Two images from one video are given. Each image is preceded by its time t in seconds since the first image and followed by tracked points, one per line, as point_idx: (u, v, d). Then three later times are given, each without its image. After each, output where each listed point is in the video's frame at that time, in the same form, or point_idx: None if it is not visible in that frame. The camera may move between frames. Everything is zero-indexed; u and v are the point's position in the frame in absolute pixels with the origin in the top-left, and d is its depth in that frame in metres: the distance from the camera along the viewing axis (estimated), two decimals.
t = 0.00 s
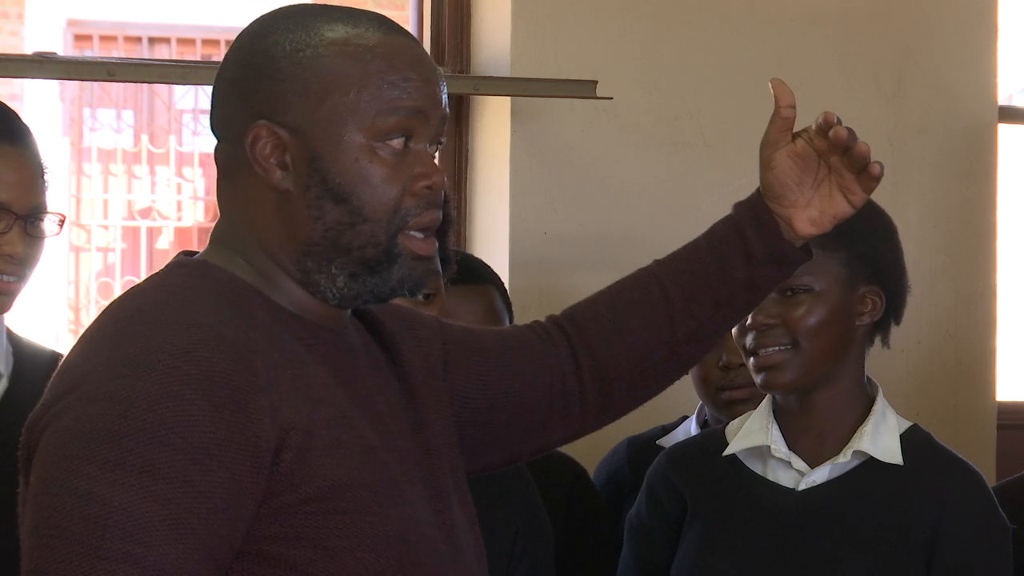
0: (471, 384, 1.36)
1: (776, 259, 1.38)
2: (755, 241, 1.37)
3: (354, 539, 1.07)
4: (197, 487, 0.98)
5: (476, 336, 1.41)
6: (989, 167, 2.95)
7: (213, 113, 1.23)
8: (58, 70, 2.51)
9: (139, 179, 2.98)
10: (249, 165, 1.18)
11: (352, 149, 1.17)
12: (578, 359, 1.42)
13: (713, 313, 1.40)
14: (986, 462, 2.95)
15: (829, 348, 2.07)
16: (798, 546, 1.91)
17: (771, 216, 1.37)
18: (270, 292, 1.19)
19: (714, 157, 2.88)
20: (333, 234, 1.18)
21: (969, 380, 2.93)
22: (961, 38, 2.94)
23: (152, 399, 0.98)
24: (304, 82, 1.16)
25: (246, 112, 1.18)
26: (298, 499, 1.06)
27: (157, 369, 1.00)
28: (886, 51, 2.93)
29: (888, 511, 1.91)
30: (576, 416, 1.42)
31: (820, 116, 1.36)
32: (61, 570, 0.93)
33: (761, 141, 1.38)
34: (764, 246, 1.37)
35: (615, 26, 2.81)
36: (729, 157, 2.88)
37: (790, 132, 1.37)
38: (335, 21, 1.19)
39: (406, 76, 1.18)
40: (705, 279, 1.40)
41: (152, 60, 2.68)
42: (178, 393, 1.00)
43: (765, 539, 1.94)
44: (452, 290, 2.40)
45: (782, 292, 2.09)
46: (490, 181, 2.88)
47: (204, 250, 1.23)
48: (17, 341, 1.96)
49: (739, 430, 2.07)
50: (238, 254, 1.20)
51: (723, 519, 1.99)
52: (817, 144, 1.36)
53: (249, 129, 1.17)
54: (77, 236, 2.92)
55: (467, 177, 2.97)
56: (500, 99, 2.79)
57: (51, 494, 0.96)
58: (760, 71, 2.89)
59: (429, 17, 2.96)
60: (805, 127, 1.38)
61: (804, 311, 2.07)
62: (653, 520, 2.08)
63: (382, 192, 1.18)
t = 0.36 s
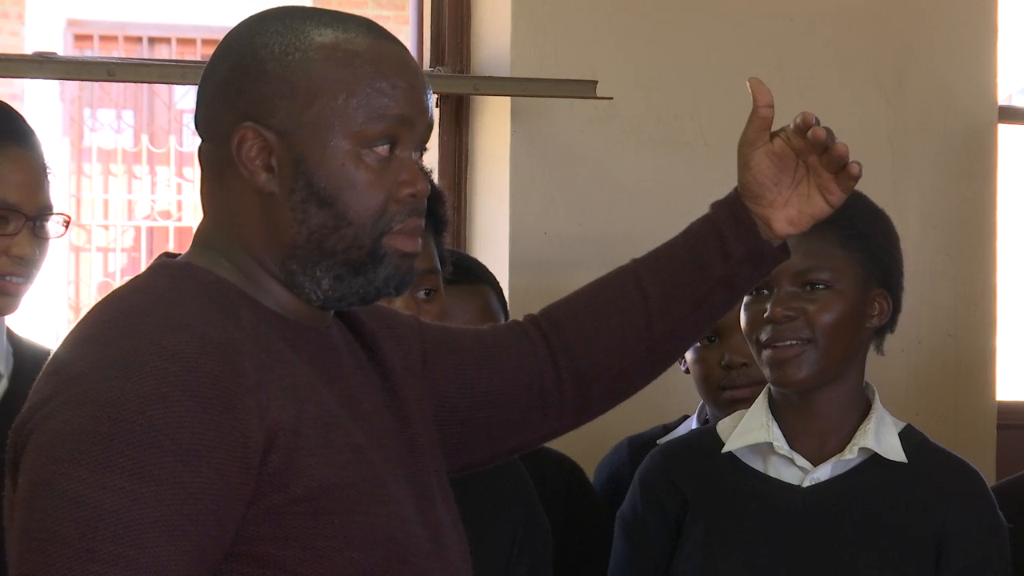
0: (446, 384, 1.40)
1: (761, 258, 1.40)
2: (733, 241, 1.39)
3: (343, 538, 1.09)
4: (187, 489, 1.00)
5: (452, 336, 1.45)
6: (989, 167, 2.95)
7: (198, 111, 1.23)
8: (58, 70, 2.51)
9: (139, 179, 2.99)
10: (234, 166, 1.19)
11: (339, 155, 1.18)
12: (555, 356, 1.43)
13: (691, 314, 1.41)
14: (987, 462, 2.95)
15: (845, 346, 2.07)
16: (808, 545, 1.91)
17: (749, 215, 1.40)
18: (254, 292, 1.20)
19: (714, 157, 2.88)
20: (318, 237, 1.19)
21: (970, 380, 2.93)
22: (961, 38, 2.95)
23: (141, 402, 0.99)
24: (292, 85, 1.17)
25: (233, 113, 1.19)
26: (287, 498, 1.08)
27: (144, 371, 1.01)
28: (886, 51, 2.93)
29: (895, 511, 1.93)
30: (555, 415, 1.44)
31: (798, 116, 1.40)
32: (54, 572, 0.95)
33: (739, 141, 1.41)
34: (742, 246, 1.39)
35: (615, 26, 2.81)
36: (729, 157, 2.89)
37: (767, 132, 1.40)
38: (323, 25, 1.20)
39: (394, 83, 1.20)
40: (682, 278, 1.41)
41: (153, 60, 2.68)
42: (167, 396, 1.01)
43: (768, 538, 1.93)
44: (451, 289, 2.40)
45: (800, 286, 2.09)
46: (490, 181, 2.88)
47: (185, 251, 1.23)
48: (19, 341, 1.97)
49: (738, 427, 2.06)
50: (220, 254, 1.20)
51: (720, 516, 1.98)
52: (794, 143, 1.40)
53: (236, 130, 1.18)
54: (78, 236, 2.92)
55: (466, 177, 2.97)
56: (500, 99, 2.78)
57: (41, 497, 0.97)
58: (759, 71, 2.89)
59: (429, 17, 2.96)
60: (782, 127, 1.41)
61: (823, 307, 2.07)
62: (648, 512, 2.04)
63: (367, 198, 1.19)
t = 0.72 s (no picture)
0: (431, 386, 1.42)
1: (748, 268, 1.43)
2: (719, 251, 1.42)
3: (331, 538, 1.10)
4: (176, 486, 1.01)
5: (435, 341, 1.47)
6: (989, 167, 2.95)
7: (187, 109, 1.26)
8: (58, 70, 2.51)
9: (139, 179, 2.99)
10: (223, 167, 1.21)
11: (328, 159, 1.20)
12: (539, 362, 1.47)
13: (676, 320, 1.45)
14: (987, 462, 2.95)
15: (846, 344, 2.07)
16: (811, 546, 1.91)
17: (735, 225, 1.43)
18: (242, 292, 1.23)
19: (713, 157, 2.88)
20: (303, 241, 1.22)
21: (970, 380, 2.93)
22: (961, 38, 2.95)
23: (129, 400, 1.01)
24: (284, 87, 1.20)
25: (223, 113, 1.22)
26: (275, 497, 1.08)
27: (132, 369, 1.02)
28: (886, 51, 2.93)
29: (895, 509, 1.92)
30: (537, 420, 1.47)
31: (787, 127, 1.42)
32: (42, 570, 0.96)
33: (727, 151, 1.43)
34: (728, 255, 1.42)
35: (615, 27, 2.81)
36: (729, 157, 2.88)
37: (756, 142, 1.43)
38: (316, 29, 1.23)
39: (384, 89, 1.23)
40: (667, 286, 1.44)
41: (153, 60, 2.68)
42: (156, 394, 1.02)
43: (767, 536, 1.93)
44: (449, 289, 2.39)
45: (805, 282, 2.09)
46: (490, 180, 2.88)
47: (173, 251, 1.26)
48: (21, 340, 1.99)
49: (735, 425, 2.06)
50: (206, 255, 1.23)
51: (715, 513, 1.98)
52: (782, 155, 1.42)
53: (226, 131, 1.21)
54: (78, 236, 2.91)
55: (467, 177, 2.97)
56: (500, 99, 2.79)
57: (29, 495, 0.98)
58: (759, 72, 2.89)
59: (429, 17, 2.97)
60: (770, 138, 1.43)
61: (827, 304, 2.07)
62: (645, 509, 2.04)
63: (354, 203, 1.22)
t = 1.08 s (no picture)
0: (423, 384, 1.42)
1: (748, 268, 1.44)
2: (710, 249, 1.43)
3: (324, 537, 1.10)
4: (168, 486, 1.01)
5: (427, 339, 1.47)
6: (990, 166, 2.95)
7: (173, 109, 1.27)
8: (58, 69, 2.51)
9: (139, 179, 2.98)
10: (210, 168, 1.22)
11: (314, 157, 1.21)
12: (530, 361, 1.47)
13: (666, 319, 1.45)
14: (987, 462, 2.95)
15: (846, 345, 2.07)
16: (811, 547, 1.90)
17: (725, 223, 1.43)
18: (231, 292, 1.23)
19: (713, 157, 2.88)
20: (291, 240, 1.22)
21: (970, 380, 2.94)
22: (961, 38, 2.95)
23: (120, 400, 1.01)
24: (268, 86, 1.20)
25: (209, 114, 1.22)
26: (267, 496, 1.09)
27: (124, 369, 1.02)
28: (886, 51, 2.93)
29: (895, 509, 1.92)
30: (528, 419, 1.48)
31: (777, 125, 1.41)
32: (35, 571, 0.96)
33: (716, 149, 1.43)
34: (718, 253, 1.43)
35: (615, 27, 2.81)
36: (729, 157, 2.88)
37: (745, 140, 1.42)
38: (300, 27, 1.23)
39: (369, 85, 1.23)
40: (656, 284, 1.45)
41: (153, 60, 2.68)
42: (147, 394, 1.02)
43: (766, 537, 1.93)
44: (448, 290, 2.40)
45: (805, 282, 2.09)
46: (490, 181, 2.88)
47: (163, 252, 1.26)
48: (20, 340, 1.99)
49: (735, 425, 2.06)
50: (196, 256, 1.24)
51: (713, 513, 1.98)
52: (772, 152, 1.42)
53: (212, 132, 1.21)
54: (78, 237, 2.92)
55: (467, 177, 2.98)
56: (500, 99, 2.79)
57: (21, 495, 0.98)
58: (759, 72, 2.89)
59: (429, 17, 2.97)
60: (761, 136, 1.43)
61: (827, 305, 2.07)
62: (645, 510, 2.05)
63: (341, 201, 1.22)
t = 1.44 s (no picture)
0: (423, 382, 1.42)
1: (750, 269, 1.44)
2: (710, 248, 1.43)
3: (325, 538, 1.10)
4: (170, 488, 1.01)
5: (428, 338, 1.47)
6: (990, 166, 2.95)
7: (172, 113, 1.27)
8: (57, 70, 2.51)
9: (139, 179, 2.98)
10: (210, 168, 1.22)
11: (315, 150, 1.21)
12: (530, 361, 1.48)
13: (666, 319, 1.45)
14: (986, 462, 2.95)
15: (848, 345, 2.07)
16: (810, 547, 1.91)
17: (726, 223, 1.42)
18: (233, 291, 1.23)
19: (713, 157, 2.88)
20: (296, 235, 1.22)
21: (969, 380, 2.94)
22: (961, 38, 2.95)
23: (121, 401, 1.01)
24: (265, 84, 1.20)
25: (207, 114, 1.22)
26: (268, 497, 1.09)
27: (126, 371, 1.02)
28: (886, 51, 2.93)
29: (895, 510, 1.92)
30: (529, 418, 1.48)
31: (779, 126, 1.41)
32: (38, 572, 0.96)
33: (719, 149, 1.43)
34: (718, 253, 1.43)
35: (614, 27, 2.81)
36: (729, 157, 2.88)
37: (748, 140, 1.43)
38: (295, 24, 1.23)
39: (366, 77, 1.23)
40: (656, 285, 1.45)
41: (152, 60, 2.68)
42: (149, 395, 1.02)
43: (767, 538, 1.93)
44: (443, 292, 2.39)
45: (808, 283, 2.09)
46: (489, 181, 2.88)
47: (163, 252, 1.26)
48: (20, 342, 2.00)
49: (734, 426, 2.06)
50: (197, 256, 1.23)
51: (713, 513, 1.98)
52: (774, 153, 1.42)
53: (211, 132, 1.21)
54: (78, 236, 2.92)
55: (467, 177, 2.97)
56: (500, 99, 2.79)
57: (23, 497, 0.98)
58: (759, 72, 2.89)
59: (429, 17, 2.97)
60: (763, 136, 1.43)
61: (828, 305, 2.07)
62: (645, 510, 2.04)
63: (343, 193, 1.23)
